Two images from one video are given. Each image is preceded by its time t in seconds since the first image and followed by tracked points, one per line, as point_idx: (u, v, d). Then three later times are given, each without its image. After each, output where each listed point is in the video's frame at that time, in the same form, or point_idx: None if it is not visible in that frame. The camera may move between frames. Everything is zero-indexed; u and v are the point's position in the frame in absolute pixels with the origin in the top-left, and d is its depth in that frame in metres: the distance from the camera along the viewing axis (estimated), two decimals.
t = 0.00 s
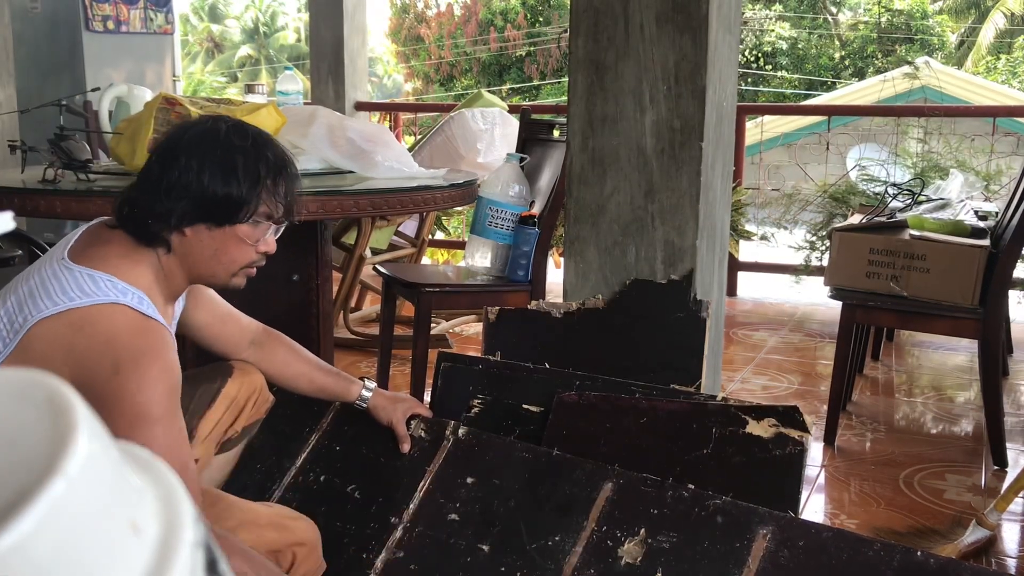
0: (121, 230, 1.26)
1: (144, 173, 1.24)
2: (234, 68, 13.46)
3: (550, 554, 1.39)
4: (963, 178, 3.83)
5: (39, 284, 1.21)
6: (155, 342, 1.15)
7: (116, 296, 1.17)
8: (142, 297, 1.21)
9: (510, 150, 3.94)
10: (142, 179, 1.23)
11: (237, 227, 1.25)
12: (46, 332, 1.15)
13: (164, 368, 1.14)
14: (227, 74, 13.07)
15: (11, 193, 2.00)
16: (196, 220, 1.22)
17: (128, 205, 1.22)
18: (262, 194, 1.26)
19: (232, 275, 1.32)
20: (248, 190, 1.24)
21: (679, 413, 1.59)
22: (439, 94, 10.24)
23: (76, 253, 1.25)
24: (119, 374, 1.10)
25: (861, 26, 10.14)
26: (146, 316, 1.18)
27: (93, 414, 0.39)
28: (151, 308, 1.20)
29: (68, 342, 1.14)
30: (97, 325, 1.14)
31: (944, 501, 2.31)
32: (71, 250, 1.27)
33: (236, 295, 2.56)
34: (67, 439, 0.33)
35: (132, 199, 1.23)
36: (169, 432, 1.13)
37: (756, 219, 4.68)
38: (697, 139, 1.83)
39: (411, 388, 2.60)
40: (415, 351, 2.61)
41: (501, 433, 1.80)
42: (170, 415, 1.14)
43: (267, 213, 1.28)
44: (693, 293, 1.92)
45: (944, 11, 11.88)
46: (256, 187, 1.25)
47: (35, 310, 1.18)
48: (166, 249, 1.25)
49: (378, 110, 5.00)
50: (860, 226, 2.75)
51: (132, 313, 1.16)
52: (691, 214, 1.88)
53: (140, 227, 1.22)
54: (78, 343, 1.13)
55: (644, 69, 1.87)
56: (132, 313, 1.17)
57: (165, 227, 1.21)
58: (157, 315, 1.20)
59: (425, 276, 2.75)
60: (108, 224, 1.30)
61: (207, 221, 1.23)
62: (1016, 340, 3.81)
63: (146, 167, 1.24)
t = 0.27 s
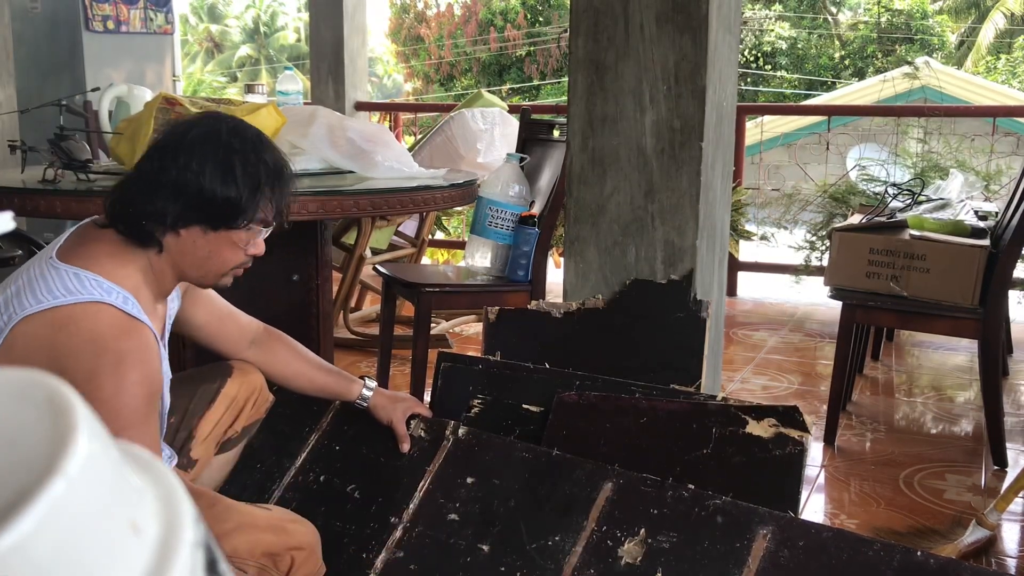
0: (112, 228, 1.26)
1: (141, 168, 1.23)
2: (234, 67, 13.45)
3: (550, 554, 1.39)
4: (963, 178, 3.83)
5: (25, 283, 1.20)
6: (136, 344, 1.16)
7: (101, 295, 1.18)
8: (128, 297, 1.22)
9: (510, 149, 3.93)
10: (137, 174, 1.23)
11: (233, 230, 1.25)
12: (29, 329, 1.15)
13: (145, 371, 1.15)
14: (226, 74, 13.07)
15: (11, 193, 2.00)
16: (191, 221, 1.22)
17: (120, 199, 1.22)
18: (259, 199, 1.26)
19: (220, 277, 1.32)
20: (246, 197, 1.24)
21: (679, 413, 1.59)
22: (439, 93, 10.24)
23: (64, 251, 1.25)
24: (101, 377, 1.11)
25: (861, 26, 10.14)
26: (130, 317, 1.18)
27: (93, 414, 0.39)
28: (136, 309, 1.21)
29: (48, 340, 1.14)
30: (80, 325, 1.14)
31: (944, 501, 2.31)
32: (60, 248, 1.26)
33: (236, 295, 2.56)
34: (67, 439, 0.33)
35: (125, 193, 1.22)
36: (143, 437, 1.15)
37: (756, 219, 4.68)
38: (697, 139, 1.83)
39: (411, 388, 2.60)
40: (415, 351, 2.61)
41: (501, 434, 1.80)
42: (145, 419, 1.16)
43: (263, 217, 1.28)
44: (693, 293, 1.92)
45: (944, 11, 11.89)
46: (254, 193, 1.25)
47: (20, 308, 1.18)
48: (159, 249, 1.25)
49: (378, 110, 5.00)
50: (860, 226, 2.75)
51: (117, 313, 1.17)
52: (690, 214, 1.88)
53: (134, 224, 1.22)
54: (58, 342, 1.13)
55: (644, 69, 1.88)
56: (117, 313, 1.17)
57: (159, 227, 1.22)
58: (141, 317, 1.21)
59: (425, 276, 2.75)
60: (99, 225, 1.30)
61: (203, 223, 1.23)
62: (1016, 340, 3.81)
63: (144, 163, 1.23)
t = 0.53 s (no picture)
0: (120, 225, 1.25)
1: (165, 170, 1.21)
2: (233, 67, 13.44)
3: (550, 554, 1.40)
4: (963, 178, 3.83)
5: (19, 282, 1.21)
6: (125, 338, 1.15)
7: (91, 293, 1.18)
8: (119, 295, 1.21)
9: (510, 150, 3.93)
10: (159, 178, 1.21)
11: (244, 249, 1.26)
12: (19, 326, 1.15)
13: (131, 369, 1.13)
14: (227, 74, 13.07)
15: (11, 193, 2.00)
16: (206, 233, 1.22)
17: (136, 202, 1.21)
18: (275, 224, 1.26)
19: (214, 286, 1.32)
20: (265, 223, 1.25)
21: (679, 413, 1.59)
22: (438, 93, 10.23)
23: (59, 250, 1.25)
24: (84, 370, 1.09)
25: (862, 26, 10.15)
26: (119, 313, 1.18)
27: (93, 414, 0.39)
28: (128, 307, 1.21)
29: (36, 337, 1.13)
30: (67, 321, 1.14)
31: (944, 501, 2.31)
32: (55, 247, 1.27)
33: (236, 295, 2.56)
34: (67, 438, 0.33)
35: (143, 195, 1.21)
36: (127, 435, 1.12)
37: (756, 219, 4.68)
38: (697, 139, 1.83)
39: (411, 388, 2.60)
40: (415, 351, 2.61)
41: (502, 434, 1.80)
42: (130, 418, 1.13)
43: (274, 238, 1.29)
44: (693, 293, 1.92)
45: (945, 11, 11.88)
46: (273, 217, 1.25)
47: (12, 305, 1.19)
48: (165, 254, 1.24)
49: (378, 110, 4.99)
50: (859, 226, 2.75)
51: (105, 311, 1.17)
52: (691, 214, 1.88)
53: (149, 227, 1.21)
54: (46, 338, 1.13)
55: (644, 70, 1.87)
56: (106, 310, 1.17)
57: (173, 236, 1.22)
58: (133, 314, 1.20)
59: (425, 276, 2.75)
60: (104, 222, 1.29)
61: (217, 238, 1.23)
62: (1016, 340, 3.81)
63: (167, 164, 1.22)
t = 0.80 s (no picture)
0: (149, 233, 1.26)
1: (198, 185, 1.23)
2: (233, 67, 13.43)
3: (542, 548, 1.40)
4: (963, 178, 3.83)
5: (42, 274, 1.22)
6: (143, 329, 1.14)
7: (113, 285, 1.18)
8: (141, 290, 1.21)
9: (510, 150, 3.93)
10: (192, 191, 1.22)
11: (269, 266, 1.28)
12: (39, 314, 1.15)
13: (148, 358, 1.12)
14: (226, 74, 13.06)
15: (11, 194, 2.00)
16: (236, 248, 1.24)
17: (171, 214, 1.22)
18: (302, 243, 1.30)
19: (234, 299, 1.34)
20: (292, 241, 1.27)
21: (680, 413, 1.58)
22: (439, 93, 10.22)
23: (85, 248, 1.26)
24: (100, 355, 1.08)
25: (862, 26, 10.14)
26: (139, 305, 1.17)
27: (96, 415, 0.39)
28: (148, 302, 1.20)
29: (54, 325, 1.13)
30: (87, 309, 1.14)
31: (944, 501, 2.31)
32: (83, 246, 1.28)
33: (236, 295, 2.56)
34: (68, 439, 0.34)
35: (177, 208, 1.22)
36: (138, 425, 1.10)
37: (756, 219, 4.68)
38: (697, 140, 1.83)
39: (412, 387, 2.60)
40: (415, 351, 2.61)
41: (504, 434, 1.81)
42: (143, 408, 1.11)
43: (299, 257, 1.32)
44: (693, 293, 1.92)
45: (944, 11, 11.88)
46: (300, 237, 1.28)
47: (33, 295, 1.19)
48: (192, 264, 1.25)
49: (378, 111, 4.99)
50: (860, 226, 2.75)
51: (127, 302, 1.16)
52: (691, 214, 1.88)
53: (182, 239, 1.21)
54: (65, 326, 1.12)
55: (644, 70, 1.88)
56: (126, 301, 1.17)
57: (204, 248, 1.23)
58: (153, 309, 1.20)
59: (425, 276, 2.75)
60: (132, 230, 1.30)
61: (246, 254, 1.25)
62: (1016, 340, 3.81)
63: (201, 179, 1.23)
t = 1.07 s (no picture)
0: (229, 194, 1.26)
1: (285, 170, 1.23)
2: (233, 67, 13.42)
3: (524, 539, 1.39)
4: (963, 178, 3.83)
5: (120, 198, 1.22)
6: (211, 278, 1.15)
7: (190, 227, 1.18)
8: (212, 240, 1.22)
9: (510, 150, 3.93)
10: (278, 176, 1.22)
11: (329, 267, 1.28)
12: (110, 238, 1.15)
13: (209, 306, 1.12)
14: (226, 74, 13.05)
15: (12, 193, 2.00)
16: (304, 242, 1.23)
17: (254, 194, 1.22)
18: (367, 253, 1.29)
19: (283, 285, 1.34)
20: (359, 247, 1.27)
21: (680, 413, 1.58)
22: (439, 93, 10.21)
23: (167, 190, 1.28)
24: (173, 287, 1.09)
25: (861, 25, 10.13)
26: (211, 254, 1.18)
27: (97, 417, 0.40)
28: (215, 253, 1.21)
29: (131, 251, 1.14)
30: (165, 244, 1.14)
31: (944, 501, 2.31)
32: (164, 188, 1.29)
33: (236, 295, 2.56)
34: (68, 440, 0.34)
35: (260, 188, 1.22)
36: (194, 364, 1.10)
37: (756, 219, 4.68)
38: (697, 140, 1.83)
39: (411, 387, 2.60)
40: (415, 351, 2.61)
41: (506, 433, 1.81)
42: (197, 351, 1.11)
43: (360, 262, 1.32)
44: (693, 293, 1.92)
45: (944, 10, 11.87)
46: (366, 246, 1.28)
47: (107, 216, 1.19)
48: (259, 241, 1.24)
49: (378, 111, 4.99)
50: (860, 226, 2.75)
51: (201, 247, 1.17)
52: (690, 214, 1.88)
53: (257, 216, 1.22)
54: (142, 256, 1.13)
55: (644, 70, 1.87)
56: (201, 246, 1.17)
57: (275, 230, 1.22)
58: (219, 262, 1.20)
59: (425, 276, 2.75)
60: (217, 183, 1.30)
61: (312, 249, 1.24)
62: (1016, 340, 3.81)
63: (289, 166, 1.23)
